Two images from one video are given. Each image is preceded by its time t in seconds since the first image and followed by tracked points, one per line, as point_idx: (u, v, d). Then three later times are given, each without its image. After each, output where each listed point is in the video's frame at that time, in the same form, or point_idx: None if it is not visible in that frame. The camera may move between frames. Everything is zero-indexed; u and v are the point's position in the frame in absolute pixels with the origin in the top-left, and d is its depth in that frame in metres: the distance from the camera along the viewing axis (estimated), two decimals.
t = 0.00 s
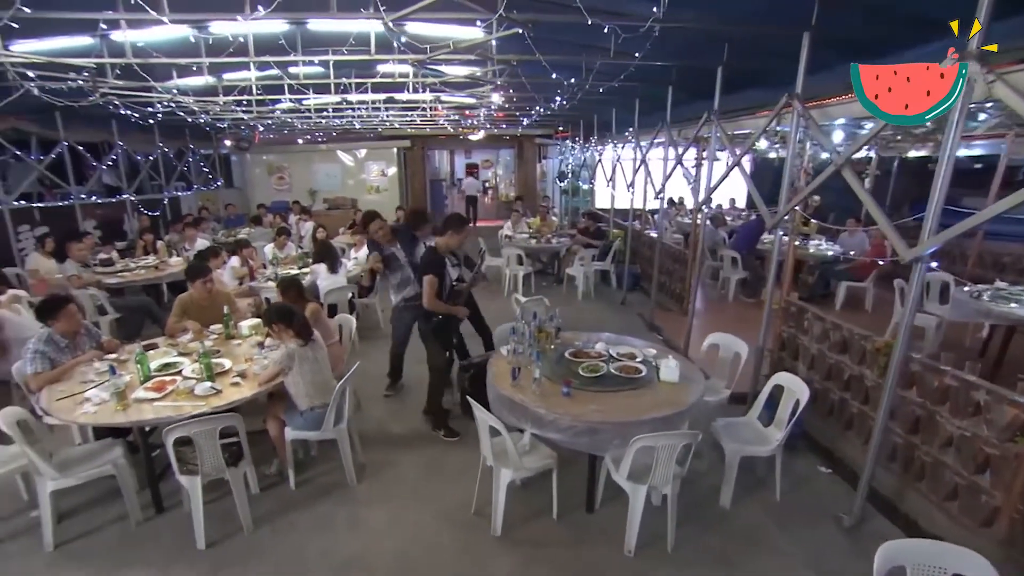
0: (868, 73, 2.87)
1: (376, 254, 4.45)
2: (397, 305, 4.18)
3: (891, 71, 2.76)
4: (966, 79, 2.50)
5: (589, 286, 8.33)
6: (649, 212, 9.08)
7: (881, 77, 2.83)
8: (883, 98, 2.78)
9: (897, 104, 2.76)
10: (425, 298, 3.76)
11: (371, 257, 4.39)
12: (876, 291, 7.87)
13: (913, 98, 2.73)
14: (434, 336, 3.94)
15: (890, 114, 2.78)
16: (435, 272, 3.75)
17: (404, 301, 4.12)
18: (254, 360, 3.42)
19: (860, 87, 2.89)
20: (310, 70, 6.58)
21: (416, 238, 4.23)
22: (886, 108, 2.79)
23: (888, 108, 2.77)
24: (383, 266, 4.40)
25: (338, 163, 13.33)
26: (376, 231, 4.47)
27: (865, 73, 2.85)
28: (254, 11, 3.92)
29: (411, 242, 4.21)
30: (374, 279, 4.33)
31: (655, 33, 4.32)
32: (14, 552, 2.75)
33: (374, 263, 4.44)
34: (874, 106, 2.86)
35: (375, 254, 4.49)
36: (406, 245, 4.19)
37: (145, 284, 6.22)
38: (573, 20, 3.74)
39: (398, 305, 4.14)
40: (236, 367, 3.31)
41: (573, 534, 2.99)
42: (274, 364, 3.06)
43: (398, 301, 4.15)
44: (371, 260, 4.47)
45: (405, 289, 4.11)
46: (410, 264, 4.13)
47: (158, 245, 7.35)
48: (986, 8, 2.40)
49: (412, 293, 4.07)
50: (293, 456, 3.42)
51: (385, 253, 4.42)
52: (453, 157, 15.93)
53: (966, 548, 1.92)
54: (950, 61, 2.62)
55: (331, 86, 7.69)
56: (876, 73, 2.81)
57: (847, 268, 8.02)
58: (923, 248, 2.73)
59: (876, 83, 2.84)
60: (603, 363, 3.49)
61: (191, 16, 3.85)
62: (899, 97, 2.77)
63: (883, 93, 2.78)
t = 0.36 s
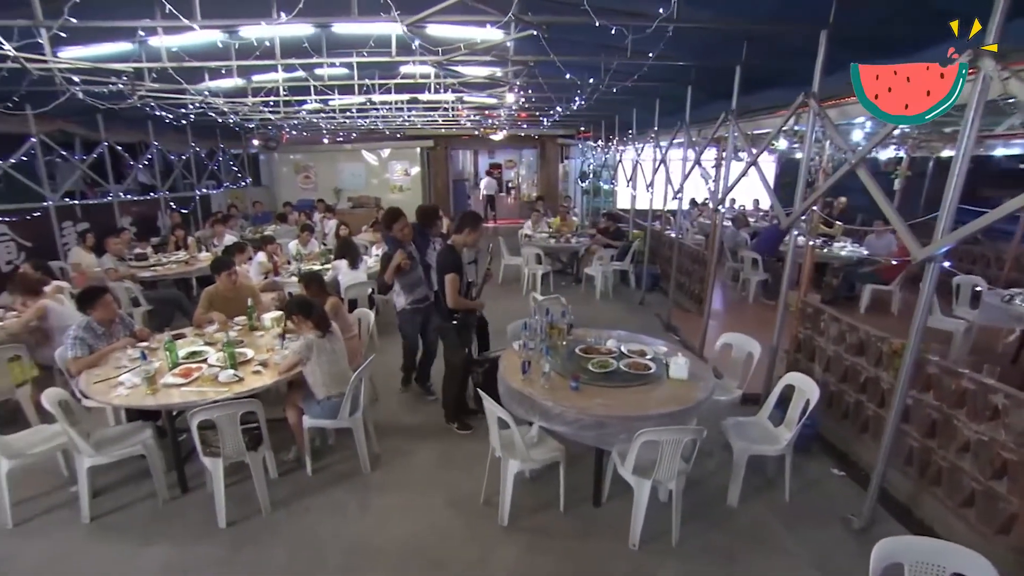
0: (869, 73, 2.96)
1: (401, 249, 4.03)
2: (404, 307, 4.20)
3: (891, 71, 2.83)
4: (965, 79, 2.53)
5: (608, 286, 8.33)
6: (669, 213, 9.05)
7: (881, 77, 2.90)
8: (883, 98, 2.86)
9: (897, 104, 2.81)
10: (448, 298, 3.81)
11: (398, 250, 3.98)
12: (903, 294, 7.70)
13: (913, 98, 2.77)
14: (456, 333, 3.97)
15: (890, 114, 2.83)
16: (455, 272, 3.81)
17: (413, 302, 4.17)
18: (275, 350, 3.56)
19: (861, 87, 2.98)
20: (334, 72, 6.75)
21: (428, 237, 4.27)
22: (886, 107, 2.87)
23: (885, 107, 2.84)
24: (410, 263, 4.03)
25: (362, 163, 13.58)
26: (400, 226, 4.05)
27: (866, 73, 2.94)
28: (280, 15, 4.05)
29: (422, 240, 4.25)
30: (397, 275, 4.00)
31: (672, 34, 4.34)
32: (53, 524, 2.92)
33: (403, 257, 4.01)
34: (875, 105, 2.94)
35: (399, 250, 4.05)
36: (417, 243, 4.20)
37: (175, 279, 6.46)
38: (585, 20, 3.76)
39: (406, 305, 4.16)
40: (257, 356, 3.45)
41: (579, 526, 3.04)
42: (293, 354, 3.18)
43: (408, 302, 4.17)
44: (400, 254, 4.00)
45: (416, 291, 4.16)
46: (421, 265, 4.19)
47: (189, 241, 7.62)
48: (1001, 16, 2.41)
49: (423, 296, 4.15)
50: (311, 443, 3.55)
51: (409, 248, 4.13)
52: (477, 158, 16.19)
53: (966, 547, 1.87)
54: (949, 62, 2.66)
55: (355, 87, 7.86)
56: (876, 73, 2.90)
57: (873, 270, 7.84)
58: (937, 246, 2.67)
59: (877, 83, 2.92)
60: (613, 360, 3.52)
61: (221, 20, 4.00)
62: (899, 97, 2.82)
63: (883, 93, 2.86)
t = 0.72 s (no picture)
0: (869, 74, 3.13)
1: (412, 250, 3.92)
2: (412, 312, 4.06)
3: (891, 72, 3.01)
4: (965, 77, 2.68)
5: (625, 287, 8.35)
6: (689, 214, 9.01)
7: (882, 78, 3.07)
8: (883, 98, 3.00)
9: (897, 104, 2.91)
10: (465, 295, 3.86)
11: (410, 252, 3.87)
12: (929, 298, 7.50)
13: (913, 98, 2.91)
14: (473, 331, 4.00)
15: (891, 113, 2.94)
16: (470, 269, 3.87)
17: (423, 306, 4.06)
18: (295, 342, 3.70)
19: (862, 87, 3.15)
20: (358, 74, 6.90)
21: (436, 240, 4.15)
22: (886, 107, 3.00)
23: (886, 107, 2.97)
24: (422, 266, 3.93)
25: (385, 163, 13.82)
26: (411, 226, 3.93)
27: (866, 74, 3.12)
28: (305, 20, 4.21)
29: (430, 243, 4.12)
30: (410, 277, 3.89)
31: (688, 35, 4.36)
32: (88, 500, 3.11)
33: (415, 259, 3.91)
34: (876, 105, 3.09)
35: (410, 251, 3.94)
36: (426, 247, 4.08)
37: (203, 273, 6.69)
38: (595, 24, 3.84)
39: (416, 310, 4.03)
40: (278, 347, 3.59)
41: (584, 519, 3.10)
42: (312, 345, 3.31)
43: (418, 306, 4.04)
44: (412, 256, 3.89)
45: (425, 295, 4.05)
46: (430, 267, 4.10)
47: (217, 237, 7.89)
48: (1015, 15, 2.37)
49: (432, 299, 4.07)
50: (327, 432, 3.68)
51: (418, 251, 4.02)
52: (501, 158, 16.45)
53: (954, 542, 1.87)
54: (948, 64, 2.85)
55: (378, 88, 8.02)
56: (876, 73, 3.07)
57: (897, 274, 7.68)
58: (946, 246, 2.61)
59: (877, 84, 3.09)
60: (622, 357, 3.56)
61: (250, 26, 4.17)
62: (899, 97, 2.95)
63: (883, 93, 3.01)
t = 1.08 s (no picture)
0: (869, 73, 3.14)
1: (420, 254, 3.89)
2: (419, 316, 4.01)
3: (891, 72, 3.02)
4: (966, 79, 2.69)
5: (639, 287, 8.37)
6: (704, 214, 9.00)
7: (882, 78, 3.09)
8: (882, 99, 3.06)
9: (898, 105, 2.99)
10: (469, 287, 3.90)
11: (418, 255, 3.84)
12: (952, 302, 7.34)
13: (914, 98, 2.95)
14: (483, 322, 4.06)
15: (892, 113, 3.02)
16: (475, 262, 3.91)
17: (430, 310, 4.02)
18: (310, 334, 3.82)
19: (862, 87, 3.17)
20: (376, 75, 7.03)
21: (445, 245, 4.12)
22: (886, 107, 3.06)
23: (887, 108, 3.03)
24: (430, 270, 3.89)
25: (404, 162, 14.03)
26: (419, 230, 3.90)
27: (866, 74, 3.14)
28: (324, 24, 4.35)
29: (439, 247, 4.10)
30: (417, 281, 3.85)
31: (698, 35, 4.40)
32: (114, 481, 3.28)
33: (423, 262, 3.88)
34: (876, 105, 3.14)
35: (418, 254, 3.91)
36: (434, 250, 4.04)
37: (226, 270, 6.90)
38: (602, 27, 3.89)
39: (424, 314, 3.99)
40: (294, 339, 3.72)
41: (588, 511, 3.17)
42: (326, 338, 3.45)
43: (426, 311, 4.01)
44: (420, 260, 3.86)
45: (431, 299, 4.02)
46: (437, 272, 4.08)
47: (239, 234, 8.11)
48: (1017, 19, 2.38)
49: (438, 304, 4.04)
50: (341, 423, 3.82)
51: (426, 254, 3.97)
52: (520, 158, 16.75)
53: (942, 535, 1.89)
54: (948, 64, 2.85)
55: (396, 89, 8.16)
56: (875, 74, 3.09)
57: (917, 276, 7.54)
58: (950, 244, 2.58)
59: (877, 84, 3.12)
60: (627, 353, 3.61)
61: (272, 31, 4.33)
62: (899, 97, 3.00)
63: (882, 93, 3.06)
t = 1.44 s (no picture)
0: (870, 73, 3.09)
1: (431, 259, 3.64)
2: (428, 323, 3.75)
3: (891, 72, 2.98)
4: (966, 79, 2.64)
5: (643, 286, 8.44)
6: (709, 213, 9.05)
7: (882, 77, 3.05)
8: (882, 99, 3.02)
9: (897, 105, 2.95)
10: (468, 279, 4.02)
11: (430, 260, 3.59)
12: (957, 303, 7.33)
13: (913, 98, 2.90)
14: (478, 315, 4.15)
15: (892, 113, 2.98)
16: (478, 256, 4.02)
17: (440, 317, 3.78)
18: (316, 329, 3.94)
19: (862, 87, 3.12)
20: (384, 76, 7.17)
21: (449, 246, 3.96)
22: (886, 107, 3.02)
23: (887, 107, 2.99)
24: (442, 275, 3.66)
25: (412, 162, 14.18)
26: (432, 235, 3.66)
27: (867, 73, 3.09)
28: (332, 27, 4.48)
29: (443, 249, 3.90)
30: (430, 288, 3.61)
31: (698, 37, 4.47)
32: (129, 467, 3.42)
33: (435, 268, 3.64)
34: (877, 105, 3.09)
35: (428, 260, 3.66)
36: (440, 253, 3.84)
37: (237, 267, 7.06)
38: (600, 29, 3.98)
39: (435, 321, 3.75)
40: (301, 333, 3.84)
41: (583, 501, 3.26)
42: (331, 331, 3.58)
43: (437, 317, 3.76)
44: (432, 266, 3.61)
45: (440, 304, 3.78)
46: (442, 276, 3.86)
47: (250, 233, 8.27)
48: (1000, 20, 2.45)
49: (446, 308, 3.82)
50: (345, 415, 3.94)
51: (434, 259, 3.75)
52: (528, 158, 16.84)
53: (931, 527, 1.91)
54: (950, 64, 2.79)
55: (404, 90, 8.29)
56: (876, 74, 3.04)
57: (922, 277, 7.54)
58: (937, 241, 2.62)
59: (877, 84, 3.07)
60: (624, 349, 3.69)
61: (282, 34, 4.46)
62: (900, 98, 2.96)
63: (882, 93, 3.02)
